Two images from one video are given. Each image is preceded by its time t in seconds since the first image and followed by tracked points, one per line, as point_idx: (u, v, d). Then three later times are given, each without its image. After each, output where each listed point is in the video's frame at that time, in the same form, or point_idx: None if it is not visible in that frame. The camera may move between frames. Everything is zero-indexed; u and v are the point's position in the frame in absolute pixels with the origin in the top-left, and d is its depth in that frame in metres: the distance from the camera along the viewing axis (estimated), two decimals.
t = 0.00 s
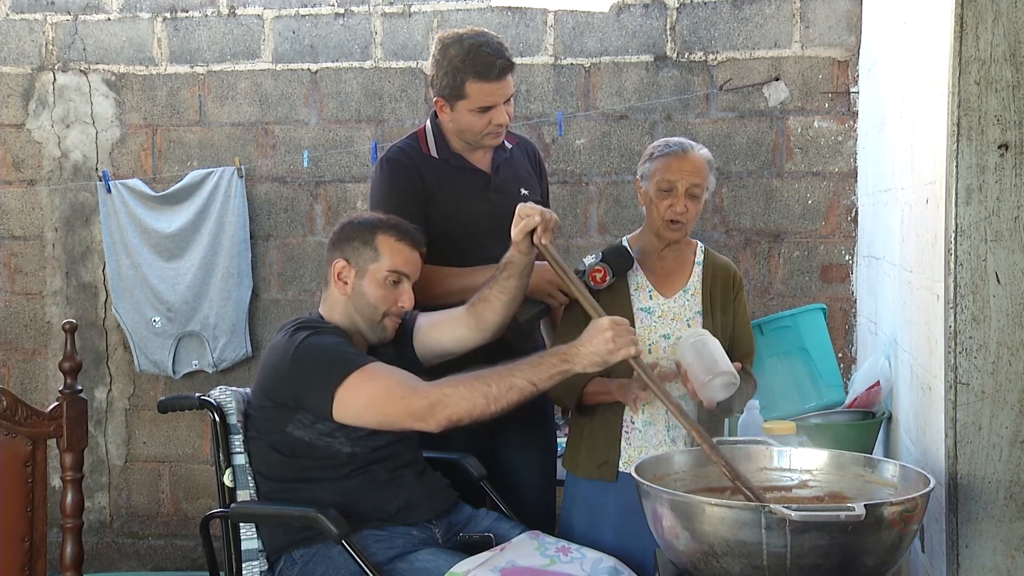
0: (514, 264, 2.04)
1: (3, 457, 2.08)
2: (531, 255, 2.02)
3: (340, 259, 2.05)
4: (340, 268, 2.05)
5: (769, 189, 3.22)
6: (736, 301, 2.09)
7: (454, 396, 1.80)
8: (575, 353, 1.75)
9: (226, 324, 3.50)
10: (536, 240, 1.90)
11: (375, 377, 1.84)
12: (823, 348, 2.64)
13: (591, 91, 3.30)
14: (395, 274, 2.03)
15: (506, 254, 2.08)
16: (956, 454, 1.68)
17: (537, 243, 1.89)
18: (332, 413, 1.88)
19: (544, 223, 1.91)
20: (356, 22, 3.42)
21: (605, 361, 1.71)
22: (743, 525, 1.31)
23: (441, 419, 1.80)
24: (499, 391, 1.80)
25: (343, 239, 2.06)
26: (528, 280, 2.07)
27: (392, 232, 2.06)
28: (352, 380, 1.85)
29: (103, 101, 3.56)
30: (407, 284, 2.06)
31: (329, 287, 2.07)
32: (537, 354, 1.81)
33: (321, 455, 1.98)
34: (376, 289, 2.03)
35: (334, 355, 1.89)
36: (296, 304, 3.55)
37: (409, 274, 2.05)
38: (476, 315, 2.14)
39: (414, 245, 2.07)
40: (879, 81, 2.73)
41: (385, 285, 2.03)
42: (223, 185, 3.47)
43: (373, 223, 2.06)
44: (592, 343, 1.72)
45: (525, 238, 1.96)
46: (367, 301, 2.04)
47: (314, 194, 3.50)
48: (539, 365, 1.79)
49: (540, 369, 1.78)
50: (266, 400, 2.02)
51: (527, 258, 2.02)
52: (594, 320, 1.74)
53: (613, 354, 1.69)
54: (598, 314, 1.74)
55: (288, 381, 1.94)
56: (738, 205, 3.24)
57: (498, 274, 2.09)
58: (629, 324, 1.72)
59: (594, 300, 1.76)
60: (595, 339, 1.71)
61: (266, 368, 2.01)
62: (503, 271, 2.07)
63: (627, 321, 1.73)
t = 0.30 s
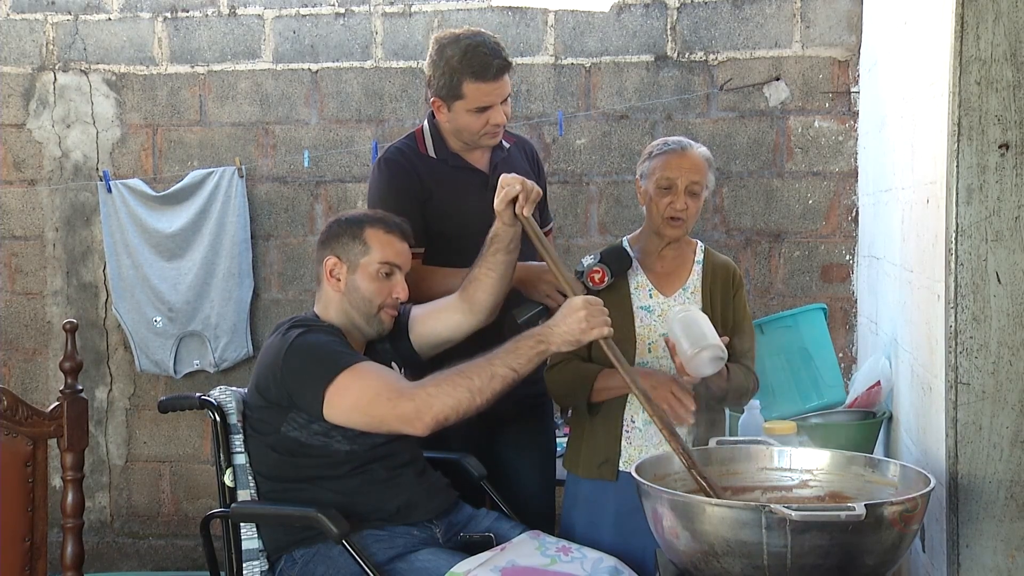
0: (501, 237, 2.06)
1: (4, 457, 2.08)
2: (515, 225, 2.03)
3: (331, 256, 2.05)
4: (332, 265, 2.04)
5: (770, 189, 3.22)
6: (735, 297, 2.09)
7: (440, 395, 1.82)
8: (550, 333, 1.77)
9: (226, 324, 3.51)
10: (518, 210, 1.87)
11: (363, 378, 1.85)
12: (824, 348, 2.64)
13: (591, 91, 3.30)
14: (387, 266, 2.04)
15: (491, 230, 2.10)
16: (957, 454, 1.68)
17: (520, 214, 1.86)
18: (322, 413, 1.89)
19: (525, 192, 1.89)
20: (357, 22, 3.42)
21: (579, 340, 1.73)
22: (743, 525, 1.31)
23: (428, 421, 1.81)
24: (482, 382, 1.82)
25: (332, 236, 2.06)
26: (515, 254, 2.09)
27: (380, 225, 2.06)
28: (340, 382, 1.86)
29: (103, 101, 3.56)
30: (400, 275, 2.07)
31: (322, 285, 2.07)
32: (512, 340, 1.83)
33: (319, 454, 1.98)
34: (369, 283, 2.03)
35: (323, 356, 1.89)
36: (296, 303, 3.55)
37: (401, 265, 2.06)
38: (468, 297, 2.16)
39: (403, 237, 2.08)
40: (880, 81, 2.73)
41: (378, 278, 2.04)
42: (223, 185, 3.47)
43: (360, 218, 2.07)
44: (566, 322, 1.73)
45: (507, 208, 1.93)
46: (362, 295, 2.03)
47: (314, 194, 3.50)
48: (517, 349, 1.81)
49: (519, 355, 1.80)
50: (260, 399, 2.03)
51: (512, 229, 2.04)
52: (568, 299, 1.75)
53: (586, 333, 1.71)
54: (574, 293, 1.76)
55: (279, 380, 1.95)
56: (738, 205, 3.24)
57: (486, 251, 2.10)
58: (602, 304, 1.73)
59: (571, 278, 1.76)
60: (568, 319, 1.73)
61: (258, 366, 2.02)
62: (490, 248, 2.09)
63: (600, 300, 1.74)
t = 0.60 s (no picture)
0: (491, 218, 2.04)
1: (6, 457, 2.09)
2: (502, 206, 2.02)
3: (331, 256, 2.05)
4: (333, 265, 2.04)
5: (771, 189, 3.22)
6: (736, 296, 2.09)
7: (430, 389, 1.81)
8: (530, 318, 1.80)
9: (227, 324, 3.51)
10: (505, 190, 1.86)
11: (355, 376, 1.84)
12: (825, 347, 2.65)
13: (593, 90, 3.30)
14: (388, 263, 2.04)
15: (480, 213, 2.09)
16: (959, 454, 1.68)
17: (506, 195, 1.85)
18: (318, 411, 1.89)
19: (510, 170, 1.86)
20: (358, 22, 3.42)
21: (557, 324, 1.75)
22: (745, 525, 1.31)
23: (419, 417, 1.81)
24: (468, 371, 1.83)
25: (332, 235, 2.06)
26: (506, 235, 2.07)
27: (379, 224, 2.06)
28: (334, 379, 1.86)
29: (105, 101, 3.56)
30: (401, 273, 2.06)
31: (324, 285, 2.07)
32: (494, 328, 1.86)
33: (319, 454, 1.98)
34: (371, 281, 2.03)
35: (317, 353, 1.89)
36: (298, 303, 3.55)
37: (402, 263, 2.05)
38: (464, 285, 2.14)
39: (403, 234, 2.08)
40: (881, 81, 2.73)
41: (379, 276, 2.03)
42: (224, 185, 3.48)
43: (360, 218, 2.07)
44: (544, 307, 1.77)
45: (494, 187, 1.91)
46: (364, 294, 2.04)
47: (315, 193, 3.50)
48: (499, 336, 1.84)
49: (501, 339, 1.84)
50: (261, 398, 2.03)
51: (500, 210, 2.03)
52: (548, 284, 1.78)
53: (566, 318, 1.74)
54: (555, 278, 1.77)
55: (277, 379, 1.95)
56: (740, 204, 3.24)
57: (478, 235, 2.09)
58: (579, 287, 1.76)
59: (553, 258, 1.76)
60: (548, 303, 1.75)
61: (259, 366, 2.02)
62: (480, 229, 2.08)
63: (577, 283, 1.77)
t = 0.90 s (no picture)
0: (486, 213, 2.05)
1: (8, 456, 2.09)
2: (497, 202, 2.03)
3: (334, 258, 2.05)
4: (335, 267, 2.05)
5: (774, 188, 3.22)
6: (739, 299, 2.07)
7: (431, 393, 1.81)
8: (525, 313, 1.83)
9: (230, 324, 3.51)
10: (500, 185, 1.84)
11: (357, 380, 1.84)
12: (828, 347, 2.68)
13: (595, 90, 3.30)
14: (391, 267, 2.04)
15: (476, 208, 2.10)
16: (961, 454, 1.68)
17: (501, 188, 1.84)
18: (320, 415, 1.89)
19: (504, 166, 1.84)
20: (361, 21, 3.42)
21: (551, 318, 1.78)
22: (747, 525, 1.31)
23: (420, 421, 1.80)
24: (466, 371, 1.83)
25: (335, 237, 2.06)
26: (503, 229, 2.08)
27: (383, 226, 2.06)
28: (336, 383, 1.86)
29: (108, 101, 3.56)
30: (404, 276, 2.06)
31: (325, 286, 2.07)
32: (491, 327, 1.88)
33: (321, 456, 1.98)
34: (373, 284, 2.03)
35: (320, 356, 1.89)
36: (300, 303, 3.55)
37: (404, 266, 2.05)
38: (462, 280, 2.15)
39: (407, 237, 2.08)
40: (884, 80, 2.73)
41: (382, 279, 2.03)
42: (227, 185, 3.48)
43: (364, 219, 2.06)
44: (539, 302, 1.79)
45: (490, 183, 1.88)
46: (366, 297, 2.04)
47: (318, 193, 3.50)
48: (496, 334, 1.85)
49: (498, 338, 1.85)
50: (263, 399, 2.03)
51: (495, 204, 2.03)
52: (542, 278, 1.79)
53: (558, 312, 1.76)
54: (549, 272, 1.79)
55: (281, 381, 1.95)
56: (742, 204, 3.24)
57: (474, 229, 2.10)
58: (573, 280, 1.78)
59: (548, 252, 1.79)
60: (542, 297, 1.78)
61: (263, 368, 2.03)
62: (477, 224, 2.09)
63: (571, 277, 1.78)
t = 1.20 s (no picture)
0: (501, 238, 2.06)
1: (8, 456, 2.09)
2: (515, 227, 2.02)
3: (333, 261, 2.05)
4: (334, 270, 2.05)
5: (774, 188, 3.22)
6: (739, 296, 2.07)
7: (437, 398, 1.81)
8: (546, 336, 1.76)
9: (230, 323, 3.51)
10: (516, 214, 1.85)
11: (361, 382, 1.84)
12: (829, 346, 2.68)
13: (595, 89, 3.30)
14: (390, 272, 2.03)
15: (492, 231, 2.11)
16: (961, 454, 1.68)
17: (518, 217, 1.85)
18: (322, 417, 1.88)
19: (522, 196, 1.85)
20: (361, 21, 3.42)
21: (571, 343, 1.71)
22: (748, 525, 1.31)
23: (425, 423, 1.81)
24: (476, 384, 1.82)
25: (334, 239, 2.06)
26: (517, 255, 2.09)
27: (384, 229, 2.05)
28: (339, 385, 1.86)
29: (108, 100, 3.56)
30: (403, 281, 2.06)
31: (324, 290, 2.07)
32: (508, 345, 1.83)
33: (321, 458, 1.98)
34: (371, 288, 2.03)
35: (323, 358, 1.89)
36: (301, 303, 3.55)
37: (403, 270, 2.05)
38: (469, 297, 2.16)
39: (407, 240, 2.07)
40: (885, 80, 2.73)
41: (380, 284, 2.03)
42: (227, 185, 3.48)
43: (364, 221, 2.06)
44: (560, 326, 1.72)
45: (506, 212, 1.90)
46: (364, 301, 2.03)
47: (318, 193, 3.50)
48: (512, 353, 1.81)
49: (514, 357, 1.80)
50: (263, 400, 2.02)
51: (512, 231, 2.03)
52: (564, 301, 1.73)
53: (579, 337, 1.69)
54: (570, 295, 1.74)
55: (282, 383, 1.95)
56: (743, 204, 3.24)
57: (487, 252, 2.10)
58: (598, 307, 1.71)
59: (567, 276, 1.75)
60: (563, 320, 1.71)
61: (262, 369, 2.02)
62: (490, 248, 2.09)
63: (596, 303, 1.71)
